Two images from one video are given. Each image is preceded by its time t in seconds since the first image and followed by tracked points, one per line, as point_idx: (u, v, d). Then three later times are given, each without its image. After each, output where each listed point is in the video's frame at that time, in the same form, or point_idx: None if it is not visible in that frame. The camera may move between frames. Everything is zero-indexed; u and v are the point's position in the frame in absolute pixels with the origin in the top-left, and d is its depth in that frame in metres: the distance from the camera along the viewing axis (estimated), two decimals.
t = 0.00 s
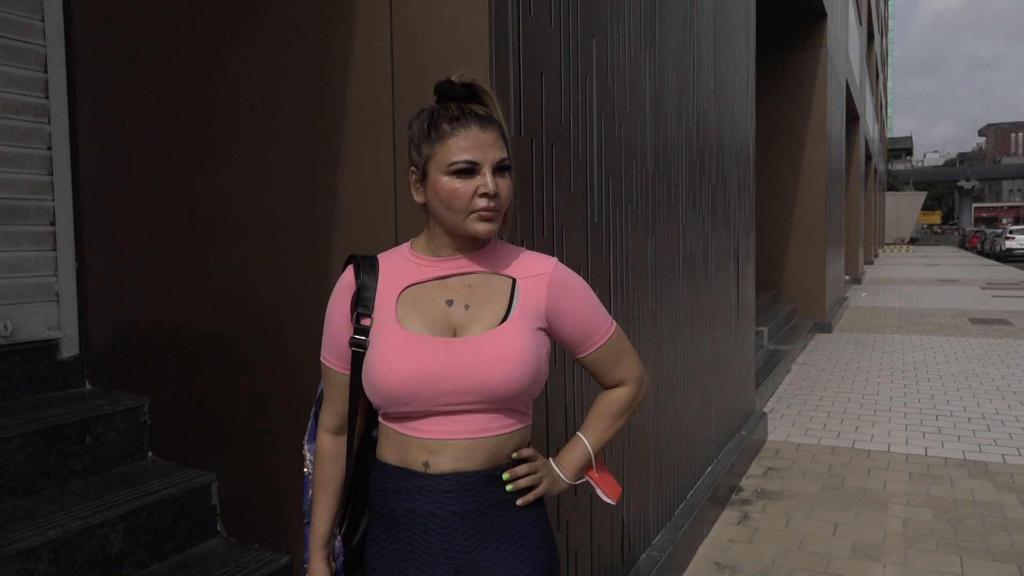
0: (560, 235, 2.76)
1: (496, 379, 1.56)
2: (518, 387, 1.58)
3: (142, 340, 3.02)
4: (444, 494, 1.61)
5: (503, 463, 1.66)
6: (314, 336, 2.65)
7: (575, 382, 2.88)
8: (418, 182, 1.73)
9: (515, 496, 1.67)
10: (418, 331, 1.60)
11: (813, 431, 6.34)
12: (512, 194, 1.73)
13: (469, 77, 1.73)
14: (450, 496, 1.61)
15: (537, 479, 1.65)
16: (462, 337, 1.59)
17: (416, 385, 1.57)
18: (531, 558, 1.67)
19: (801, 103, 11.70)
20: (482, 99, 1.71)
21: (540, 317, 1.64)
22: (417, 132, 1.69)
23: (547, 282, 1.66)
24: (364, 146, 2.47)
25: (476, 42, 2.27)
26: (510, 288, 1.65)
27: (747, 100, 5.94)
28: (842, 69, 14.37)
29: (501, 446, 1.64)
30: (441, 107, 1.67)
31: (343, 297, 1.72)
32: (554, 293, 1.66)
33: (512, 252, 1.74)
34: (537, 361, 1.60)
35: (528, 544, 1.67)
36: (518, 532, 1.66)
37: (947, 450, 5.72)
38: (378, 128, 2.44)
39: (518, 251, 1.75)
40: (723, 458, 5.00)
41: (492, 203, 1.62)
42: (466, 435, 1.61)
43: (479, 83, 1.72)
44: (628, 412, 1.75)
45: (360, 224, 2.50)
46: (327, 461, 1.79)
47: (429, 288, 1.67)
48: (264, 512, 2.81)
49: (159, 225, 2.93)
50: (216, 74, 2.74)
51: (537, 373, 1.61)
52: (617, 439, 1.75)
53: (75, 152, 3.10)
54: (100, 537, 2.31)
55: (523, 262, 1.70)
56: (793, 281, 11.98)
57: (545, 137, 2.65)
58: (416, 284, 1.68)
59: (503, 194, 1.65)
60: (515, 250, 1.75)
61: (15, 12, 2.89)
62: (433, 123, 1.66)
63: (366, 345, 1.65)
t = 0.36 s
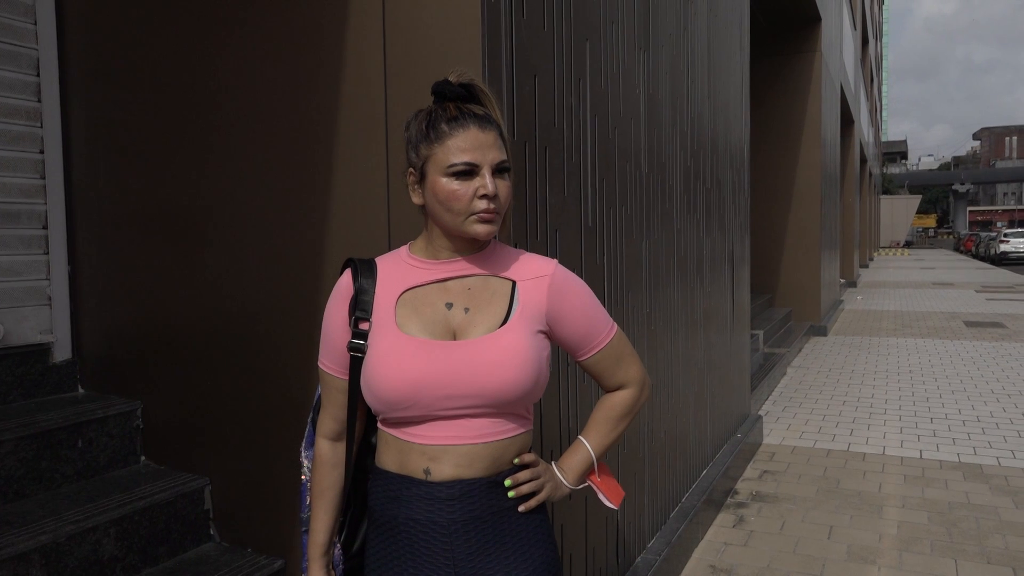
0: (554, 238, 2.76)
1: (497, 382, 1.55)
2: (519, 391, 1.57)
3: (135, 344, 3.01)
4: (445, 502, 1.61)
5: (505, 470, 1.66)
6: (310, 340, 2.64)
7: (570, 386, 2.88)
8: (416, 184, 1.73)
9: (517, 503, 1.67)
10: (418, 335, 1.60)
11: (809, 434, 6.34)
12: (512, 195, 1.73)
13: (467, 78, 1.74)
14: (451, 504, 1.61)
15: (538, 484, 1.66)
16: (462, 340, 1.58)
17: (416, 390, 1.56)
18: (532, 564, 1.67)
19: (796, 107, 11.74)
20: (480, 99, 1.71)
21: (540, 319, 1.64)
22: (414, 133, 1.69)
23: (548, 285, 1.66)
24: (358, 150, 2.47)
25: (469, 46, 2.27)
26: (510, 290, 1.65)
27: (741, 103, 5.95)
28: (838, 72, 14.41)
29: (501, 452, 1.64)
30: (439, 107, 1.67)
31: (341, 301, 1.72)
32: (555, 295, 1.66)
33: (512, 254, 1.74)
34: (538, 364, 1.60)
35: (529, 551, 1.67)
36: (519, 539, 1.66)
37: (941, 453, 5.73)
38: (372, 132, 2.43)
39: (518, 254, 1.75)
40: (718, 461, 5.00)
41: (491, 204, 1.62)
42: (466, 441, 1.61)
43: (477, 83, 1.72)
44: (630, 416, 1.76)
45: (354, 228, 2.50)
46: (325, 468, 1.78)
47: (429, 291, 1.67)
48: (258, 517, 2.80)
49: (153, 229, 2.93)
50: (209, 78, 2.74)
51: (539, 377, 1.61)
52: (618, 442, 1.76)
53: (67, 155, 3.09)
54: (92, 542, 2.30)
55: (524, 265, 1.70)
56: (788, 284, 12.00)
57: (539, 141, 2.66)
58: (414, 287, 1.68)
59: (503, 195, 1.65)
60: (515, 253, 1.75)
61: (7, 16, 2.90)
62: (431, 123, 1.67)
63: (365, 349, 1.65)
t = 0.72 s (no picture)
0: (551, 241, 2.76)
1: (503, 387, 1.55)
2: (524, 396, 1.57)
3: (132, 351, 3.00)
4: (451, 510, 1.60)
5: (511, 476, 1.65)
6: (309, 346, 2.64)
7: (568, 389, 2.87)
8: (418, 187, 1.72)
9: (523, 509, 1.66)
10: (422, 340, 1.59)
11: (808, 435, 6.34)
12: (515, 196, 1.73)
13: (467, 79, 1.73)
14: (456, 512, 1.60)
15: (545, 491, 1.65)
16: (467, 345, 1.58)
17: (421, 395, 1.56)
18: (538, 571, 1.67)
19: (792, 109, 11.76)
20: (481, 100, 1.71)
21: (545, 323, 1.64)
22: (415, 135, 1.69)
23: (552, 288, 1.66)
24: (356, 155, 2.47)
25: (465, 50, 2.27)
26: (514, 294, 1.65)
27: (737, 105, 5.96)
28: (834, 74, 14.43)
29: (505, 458, 1.63)
30: (440, 109, 1.67)
31: (343, 306, 1.72)
32: (559, 298, 1.66)
33: (516, 257, 1.74)
34: (543, 368, 1.60)
35: (536, 558, 1.67)
36: (526, 546, 1.66)
37: (941, 453, 5.73)
38: (370, 137, 2.43)
39: (522, 257, 1.75)
40: (717, 463, 4.99)
41: (494, 205, 1.62)
42: (472, 447, 1.60)
43: (477, 83, 1.72)
44: (637, 420, 1.75)
45: (353, 234, 2.49)
46: (329, 476, 1.79)
47: (432, 295, 1.66)
48: (258, 524, 2.79)
49: (150, 236, 2.92)
50: (206, 84, 2.73)
51: (544, 381, 1.60)
52: (625, 447, 1.75)
53: (62, 162, 3.09)
54: (89, 549, 2.29)
55: (528, 268, 1.70)
56: (786, 286, 12.00)
57: (535, 145, 2.65)
58: (418, 292, 1.67)
59: (506, 196, 1.65)
60: (519, 255, 1.75)
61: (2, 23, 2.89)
62: (431, 125, 1.67)
63: (368, 355, 1.64)
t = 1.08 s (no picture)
0: (545, 245, 2.76)
1: (503, 393, 1.55)
2: (525, 401, 1.57)
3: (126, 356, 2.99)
4: (451, 518, 1.60)
5: (511, 483, 1.65)
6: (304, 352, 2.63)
7: (563, 393, 2.87)
8: (417, 191, 1.72)
9: (523, 516, 1.66)
10: (421, 345, 1.59)
11: (803, 437, 6.35)
12: (514, 199, 1.72)
13: (464, 81, 1.73)
14: (457, 520, 1.60)
15: (546, 498, 1.65)
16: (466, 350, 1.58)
17: (420, 401, 1.55)
18: None
19: (785, 111, 11.80)
20: (479, 101, 1.70)
21: (545, 328, 1.63)
22: (413, 139, 1.69)
23: (553, 293, 1.66)
24: (351, 160, 2.46)
25: (459, 55, 2.27)
26: (514, 298, 1.65)
27: (730, 107, 5.98)
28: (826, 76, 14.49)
29: (505, 465, 1.63)
30: (437, 111, 1.67)
31: (342, 311, 1.71)
32: (560, 303, 1.66)
33: (516, 261, 1.74)
34: (543, 373, 1.60)
35: (536, 565, 1.66)
36: (526, 554, 1.65)
37: (935, 454, 5.74)
38: (365, 143, 2.43)
39: (522, 261, 1.75)
40: (713, 466, 5.00)
41: (493, 207, 1.62)
42: (472, 454, 1.60)
43: (474, 85, 1.72)
44: (638, 425, 1.75)
45: (348, 239, 2.49)
46: (328, 481, 1.79)
47: (432, 300, 1.66)
48: (254, 530, 2.78)
49: (144, 241, 2.92)
50: (200, 89, 2.73)
51: (545, 386, 1.60)
52: (626, 452, 1.75)
53: (55, 167, 3.08)
54: (81, 555, 2.28)
55: (528, 272, 1.70)
56: (780, 288, 12.03)
57: (529, 149, 2.66)
58: (417, 296, 1.67)
59: (505, 199, 1.65)
60: (520, 259, 1.75)
61: None
62: (429, 128, 1.67)
63: (367, 360, 1.64)
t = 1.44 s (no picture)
0: (543, 254, 2.77)
1: (507, 404, 1.55)
2: (529, 413, 1.57)
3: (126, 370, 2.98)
4: (455, 531, 1.60)
5: (516, 495, 1.65)
6: (305, 363, 2.64)
7: (563, 402, 2.87)
8: (420, 202, 1.73)
9: (528, 529, 1.65)
10: (425, 357, 1.59)
11: (805, 443, 6.34)
12: (517, 209, 1.73)
13: (467, 92, 1.74)
14: (461, 533, 1.60)
15: (551, 510, 1.65)
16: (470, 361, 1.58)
17: (424, 413, 1.55)
18: None
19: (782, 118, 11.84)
20: (482, 112, 1.71)
21: (550, 339, 1.64)
22: (416, 150, 1.70)
23: (557, 304, 1.66)
24: (351, 172, 2.47)
25: (458, 67, 2.28)
26: (518, 309, 1.65)
27: (728, 115, 6.00)
28: (823, 82, 14.54)
29: (509, 477, 1.63)
30: (440, 122, 1.68)
31: (345, 322, 1.72)
32: (564, 314, 1.66)
33: (520, 272, 1.74)
34: (548, 384, 1.60)
35: None
36: (531, 566, 1.65)
37: (936, 460, 5.73)
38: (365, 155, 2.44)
39: (526, 271, 1.75)
40: (714, 473, 4.99)
41: (496, 218, 1.62)
42: (476, 466, 1.60)
43: (478, 96, 1.72)
44: (643, 437, 1.75)
45: (348, 251, 2.50)
46: (332, 494, 1.79)
47: (435, 311, 1.66)
48: (256, 543, 2.77)
49: (144, 253, 2.92)
50: (201, 102, 2.73)
51: (549, 398, 1.60)
52: (631, 464, 1.75)
53: (55, 182, 3.07)
54: (82, 570, 2.27)
55: (532, 283, 1.70)
56: (780, 294, 12.03)
57: (526, 159, 2.67)
58: (421, 307, 1.67)
59: (507, 210, 1.65)
60: (523, 270, 1.75)
61: None
62: (432, 139, 1.68)
63: (370, 371, 1.64)
